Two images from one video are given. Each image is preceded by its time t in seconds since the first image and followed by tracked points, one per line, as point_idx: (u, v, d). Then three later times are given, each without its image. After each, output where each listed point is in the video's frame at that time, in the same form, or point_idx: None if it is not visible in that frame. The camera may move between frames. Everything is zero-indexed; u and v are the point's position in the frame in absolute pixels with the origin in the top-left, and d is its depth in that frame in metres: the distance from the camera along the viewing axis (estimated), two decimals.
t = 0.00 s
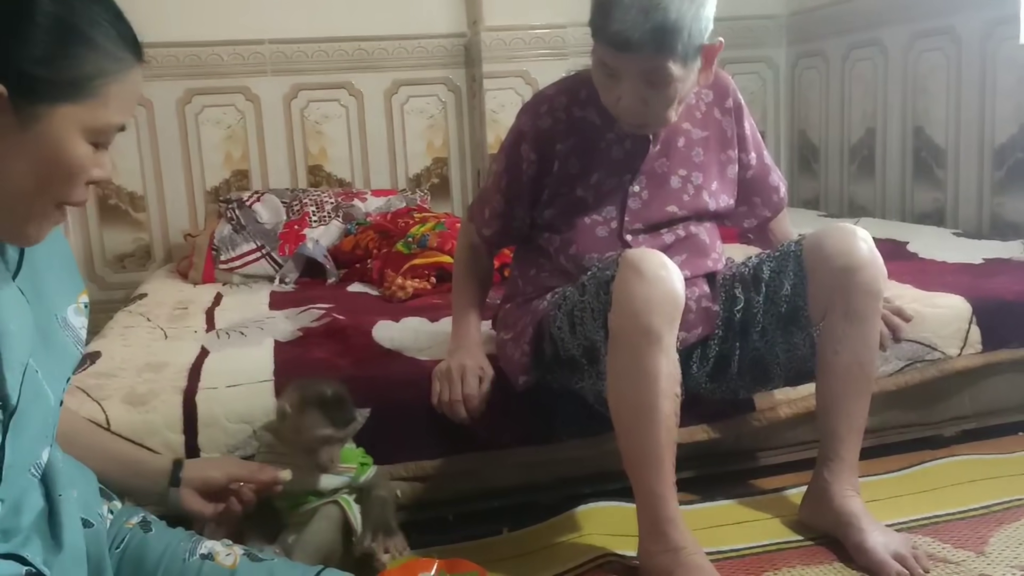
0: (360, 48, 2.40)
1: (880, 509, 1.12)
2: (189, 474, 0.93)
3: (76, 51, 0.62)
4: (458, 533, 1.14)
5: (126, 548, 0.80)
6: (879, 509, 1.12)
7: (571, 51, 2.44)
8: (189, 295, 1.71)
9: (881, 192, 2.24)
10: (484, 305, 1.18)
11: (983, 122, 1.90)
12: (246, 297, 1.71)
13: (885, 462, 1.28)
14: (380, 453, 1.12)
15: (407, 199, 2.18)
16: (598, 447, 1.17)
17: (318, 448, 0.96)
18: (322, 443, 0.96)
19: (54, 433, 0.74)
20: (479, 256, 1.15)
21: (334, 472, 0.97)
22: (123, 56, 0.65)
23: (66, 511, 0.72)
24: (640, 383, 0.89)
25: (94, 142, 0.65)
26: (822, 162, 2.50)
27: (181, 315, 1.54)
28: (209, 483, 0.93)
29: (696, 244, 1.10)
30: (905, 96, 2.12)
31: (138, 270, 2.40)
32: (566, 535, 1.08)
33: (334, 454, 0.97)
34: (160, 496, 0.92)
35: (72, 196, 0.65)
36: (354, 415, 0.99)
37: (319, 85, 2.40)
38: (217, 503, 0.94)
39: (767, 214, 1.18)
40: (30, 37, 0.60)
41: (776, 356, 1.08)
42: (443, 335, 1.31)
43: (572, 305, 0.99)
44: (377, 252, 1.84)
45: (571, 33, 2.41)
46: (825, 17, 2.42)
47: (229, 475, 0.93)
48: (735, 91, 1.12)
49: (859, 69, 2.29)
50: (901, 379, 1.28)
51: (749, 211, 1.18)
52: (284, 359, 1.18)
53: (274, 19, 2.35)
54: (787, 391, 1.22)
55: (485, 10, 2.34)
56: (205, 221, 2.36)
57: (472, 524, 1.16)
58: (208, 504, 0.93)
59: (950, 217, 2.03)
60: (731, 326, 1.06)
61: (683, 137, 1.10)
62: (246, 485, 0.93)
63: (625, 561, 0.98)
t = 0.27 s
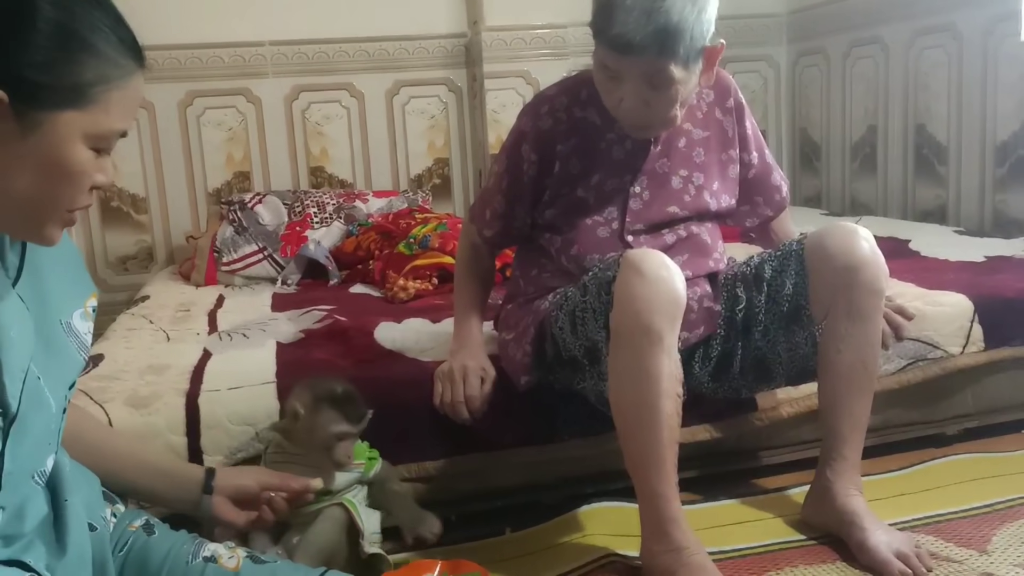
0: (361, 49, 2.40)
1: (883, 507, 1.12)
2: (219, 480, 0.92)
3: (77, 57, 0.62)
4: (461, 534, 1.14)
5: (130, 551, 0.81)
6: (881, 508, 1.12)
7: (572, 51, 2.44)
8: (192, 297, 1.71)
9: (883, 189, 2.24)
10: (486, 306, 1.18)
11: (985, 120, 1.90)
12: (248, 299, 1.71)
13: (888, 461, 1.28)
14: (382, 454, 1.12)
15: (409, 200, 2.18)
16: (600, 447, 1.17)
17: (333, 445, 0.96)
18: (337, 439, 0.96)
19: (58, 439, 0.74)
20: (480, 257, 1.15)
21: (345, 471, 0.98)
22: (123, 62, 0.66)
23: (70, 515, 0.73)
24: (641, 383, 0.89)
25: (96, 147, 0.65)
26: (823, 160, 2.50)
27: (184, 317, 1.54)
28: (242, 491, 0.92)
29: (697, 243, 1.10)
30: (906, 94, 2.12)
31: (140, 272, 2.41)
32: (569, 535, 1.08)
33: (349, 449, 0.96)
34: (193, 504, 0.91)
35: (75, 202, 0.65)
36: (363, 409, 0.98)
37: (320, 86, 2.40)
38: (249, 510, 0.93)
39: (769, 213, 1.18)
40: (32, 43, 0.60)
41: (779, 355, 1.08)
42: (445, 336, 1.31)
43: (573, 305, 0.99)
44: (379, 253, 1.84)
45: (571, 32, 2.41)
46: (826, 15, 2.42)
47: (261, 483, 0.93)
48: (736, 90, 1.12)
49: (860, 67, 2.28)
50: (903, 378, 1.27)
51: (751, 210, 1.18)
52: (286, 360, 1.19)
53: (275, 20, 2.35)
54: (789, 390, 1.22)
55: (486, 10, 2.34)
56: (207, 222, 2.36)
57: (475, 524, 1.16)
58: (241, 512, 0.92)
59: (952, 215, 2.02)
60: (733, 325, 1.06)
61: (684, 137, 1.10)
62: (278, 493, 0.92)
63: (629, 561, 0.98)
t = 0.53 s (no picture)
0: (362, 51, 2.40)
1: (885, 507, 1.12)
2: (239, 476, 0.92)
3: (76, 62, 0.62)
4: (464, 535, 1.14)
5: (133, 554, 0.81)
6: (883, 508, 1.12)
7: (572, 52, 2.44)
8: (194, 299, 1.71)
9: (884, 189, 2.24)
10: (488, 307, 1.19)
11: (987, 118, 1.90)
12: (250, 301, 1.71)
13: (889, 461, 1.28)
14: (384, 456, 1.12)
15: (410, 202, 2.18)
16: (602, 448, 1.17)
17: (338, 431, 0.97)
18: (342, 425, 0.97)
19: (62, 443, 0.74)
20: (481, 258, 1.15)
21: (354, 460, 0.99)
22: (122, 66, 0.66)
23: (75, 519, 0.73)
24: (642, 385, 0.89)
25: (95, 152, 0.65)
26: (825, 159, 2.50)
27: (186, 320, 1.54)
28: (266, 487, 0.92)
29: (698, 244, 1.10)
30: (907, 93, 2.12)
31: (142, 274, 2.41)
32: (570, 536, 1.08)
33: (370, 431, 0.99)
34: (217, 502, 0.91)
35: (76, 207, 0.66)
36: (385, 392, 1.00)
37: (320, 88, 2.40)
38: (274, 506, 0.92)
39: (769, 214, 1.18)
40: (31, 49, 0.60)
41: (780, 356, 1.09)
42: (446, 338, 1.31)
43: (574, 307, 0.99)
44: (381, 255, 1.84)
45: (572, 33, 2.41)
46: (826, 14, 2.41)
47: (285, 479, 0.93)
48: (736, 92, 1.12)
49: (861, 66, 2.28)
50: (905, 377, 1.27)
51: (751, 211, 1.18)
52: (288, 363, 1.19)
53: (275, 22, 2.35)
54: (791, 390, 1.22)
55: (486, 11, 2.34)
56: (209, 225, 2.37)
57: (478, 526, 1.16)
58: (265, 509, 0.92)
59: (953, 214, 2.02)
60: (734, 326, 1.06)
61: (684, 139, 1.11)
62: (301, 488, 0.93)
63: (631, 562, 0.98)
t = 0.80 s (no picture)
0: (364, 52, 2.41)
1: (887, 509, 1.12)
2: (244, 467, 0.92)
3: (75, 65, 0.62)
4: (466, 537, 1.14)
5: (135, 555, 0.81)
6: (886, 509, 1.12)
7: (574, 53, 2.44)
8: (196, 300, 1.72)
9: (886, 189, 2.24)
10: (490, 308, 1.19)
11: (989, 119, 1.89)
12: (252, 302, 1.72)
13: (892, 462, 1.27)
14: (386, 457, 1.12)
15: (412, 203, 2.18)
16: (604, 449, 1.17)
17: (323, 407, 1.01)
18: (324, 400, 1.01)
19: (63, 444, 0.74)
20: (483, 260, 1.15)
21: (344, 444, 1.01)
22: (122, 68, 0.66)
23: (76, 521, 0.73)
24: (644, 386, 0.89)
25: (95, 154, 0.65)
26: (827, 160, 2.50)
27: (188, 321, 1.54)
28: (276, 479, 0.94)
29: (700, 245, 1.10)
30: (909, 93, 2.12)
31: (145, 275, 2.41)
32: (572, 537, 1.08)
33: (359, 407, 1.01)
34: (227, 495, 0.91)
35: (77, 209, 0.66)
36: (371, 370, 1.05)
37: (323, 89, 2.41)
38: (281, 496, 0.94)
39: (771, 215, 1.18)
40: (31, 52, 0.60)
41: (782, 357, 1.08)
42: (448, 339, 1.31)
43: (576, 308, 0.99)
44: (383, 256, 1.84)
45: (573, 34, 2.42)
46: (829, 15, 2.41)
47: (293, 470, 0.95)
48: (737, 93, 1.12)
49: (863, 67, 2.28)
50: (908, 378, 1.27)
51: (753, 212, 1.18)
52: (290, 363, 1.19)
53: (278, 23, 2.35)
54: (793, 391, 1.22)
55: (489, 12, 2.34)
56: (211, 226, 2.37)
57: (480, 527, 1.17)
58: (274, 499, 0.93)
59: (956, 214, 2.02)
60: (737, 326, 1.06)
61: (685, 140, 1.10)
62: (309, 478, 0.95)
63: (633, 563, 0.98)
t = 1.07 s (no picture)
0: (365, 54, 2.41)
1: (890, 510, 1.12)
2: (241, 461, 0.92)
3: (78, 70, 0.62)
4: (469, 539, 1.14)
5: (136, 557, 0.81)
6: (888, 510, 1.12)
7: (576, 54, 2.44)
8: (198, 302, 1.72)
9: (888, 190, 2.24)
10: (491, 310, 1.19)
11: (991, 120, 1.89)
12: (254, 304, 1.72)
13: (895, 463, 1.27)
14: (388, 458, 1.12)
15: (414, 204, 2.18)
16: (606, 450, 1.17)
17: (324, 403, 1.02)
18: (325, 396, 1.02)
19: (63, 445, 0.74)
20: (484, 262, 1.15)
21: (349, 443, 1.01)
22: (124, 73, 0.66)
23: (77, 522, 0.73)
24: (646, 388, 0.89)
25: (97, 159, 0.65)
26: (829, 160, 2.49)
27: (190, 323, 1.54)
28: (257, 467, 0.93)
29: (701, 247, 1.10)
30: (911, 94, 2.12)
31: (147, 277, 2.42)
32: (574, 539, 1.08)
33: (360, 403, 1.02)
34: (211, 484, 0.90)
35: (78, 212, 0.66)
36: (372, 369, 1.06)
37: (324, 91, 2.41)
38: (264, 483, 0.93)
39: (771, 216, 1.18)
40: (33, 58, 0.60)
41: (784, 357, 1.08)
42: (450, 340, 1.31)
43: (577, 309, 0.99)
44: (384, 257, 1.84)
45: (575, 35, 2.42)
46: (830, 16, 2.41)
47: (274, 456, 0.94)
48: (738, 94, 1.12)
49: (864, 67, 2.28)
50: (910, 379, 1.27)
51: (754, 213, 1.18)
52: (291, 365, 1.19)
53: (279, 25, 2.36)
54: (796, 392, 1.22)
55: (490, 14, 2.34)
56: (213, 227, 2.37)
57: (482, 529, 1.17)
58: (258, 486, 0.92)
59: (958, 215, 2.02)
60: (739, 328, 1.06)
61: (685, 142, 1.10)
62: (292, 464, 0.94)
63: (635, 565, 0.98)
